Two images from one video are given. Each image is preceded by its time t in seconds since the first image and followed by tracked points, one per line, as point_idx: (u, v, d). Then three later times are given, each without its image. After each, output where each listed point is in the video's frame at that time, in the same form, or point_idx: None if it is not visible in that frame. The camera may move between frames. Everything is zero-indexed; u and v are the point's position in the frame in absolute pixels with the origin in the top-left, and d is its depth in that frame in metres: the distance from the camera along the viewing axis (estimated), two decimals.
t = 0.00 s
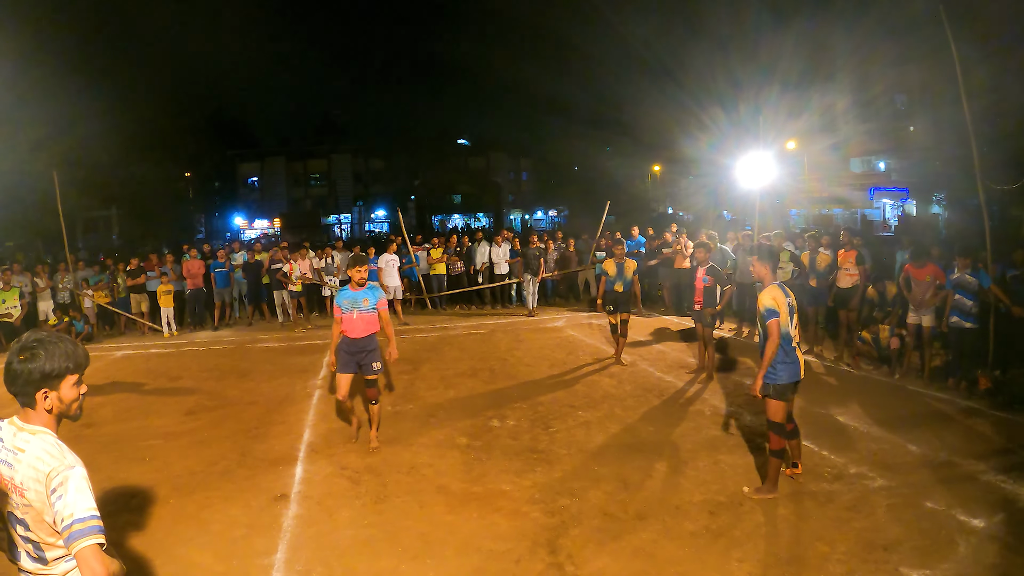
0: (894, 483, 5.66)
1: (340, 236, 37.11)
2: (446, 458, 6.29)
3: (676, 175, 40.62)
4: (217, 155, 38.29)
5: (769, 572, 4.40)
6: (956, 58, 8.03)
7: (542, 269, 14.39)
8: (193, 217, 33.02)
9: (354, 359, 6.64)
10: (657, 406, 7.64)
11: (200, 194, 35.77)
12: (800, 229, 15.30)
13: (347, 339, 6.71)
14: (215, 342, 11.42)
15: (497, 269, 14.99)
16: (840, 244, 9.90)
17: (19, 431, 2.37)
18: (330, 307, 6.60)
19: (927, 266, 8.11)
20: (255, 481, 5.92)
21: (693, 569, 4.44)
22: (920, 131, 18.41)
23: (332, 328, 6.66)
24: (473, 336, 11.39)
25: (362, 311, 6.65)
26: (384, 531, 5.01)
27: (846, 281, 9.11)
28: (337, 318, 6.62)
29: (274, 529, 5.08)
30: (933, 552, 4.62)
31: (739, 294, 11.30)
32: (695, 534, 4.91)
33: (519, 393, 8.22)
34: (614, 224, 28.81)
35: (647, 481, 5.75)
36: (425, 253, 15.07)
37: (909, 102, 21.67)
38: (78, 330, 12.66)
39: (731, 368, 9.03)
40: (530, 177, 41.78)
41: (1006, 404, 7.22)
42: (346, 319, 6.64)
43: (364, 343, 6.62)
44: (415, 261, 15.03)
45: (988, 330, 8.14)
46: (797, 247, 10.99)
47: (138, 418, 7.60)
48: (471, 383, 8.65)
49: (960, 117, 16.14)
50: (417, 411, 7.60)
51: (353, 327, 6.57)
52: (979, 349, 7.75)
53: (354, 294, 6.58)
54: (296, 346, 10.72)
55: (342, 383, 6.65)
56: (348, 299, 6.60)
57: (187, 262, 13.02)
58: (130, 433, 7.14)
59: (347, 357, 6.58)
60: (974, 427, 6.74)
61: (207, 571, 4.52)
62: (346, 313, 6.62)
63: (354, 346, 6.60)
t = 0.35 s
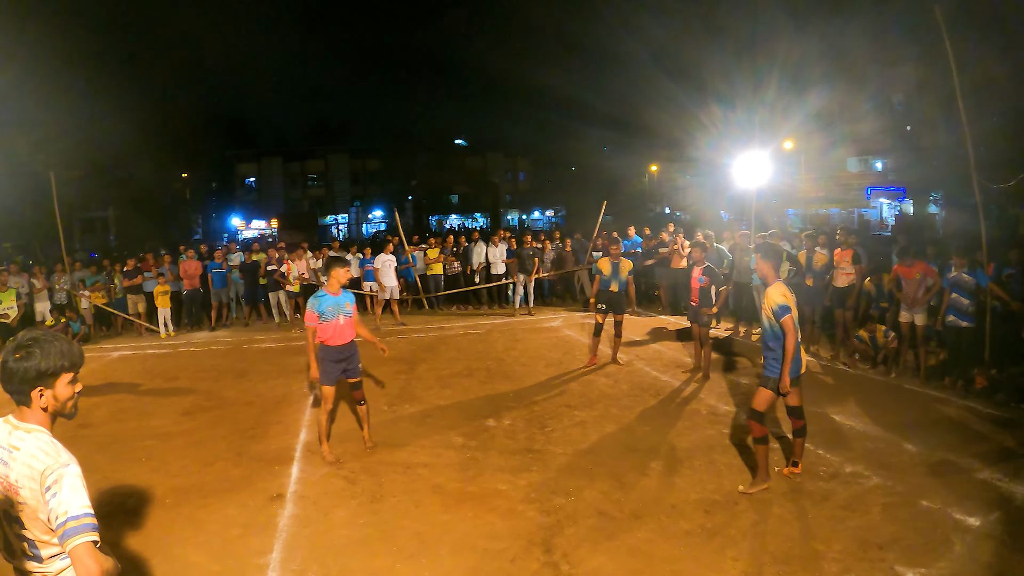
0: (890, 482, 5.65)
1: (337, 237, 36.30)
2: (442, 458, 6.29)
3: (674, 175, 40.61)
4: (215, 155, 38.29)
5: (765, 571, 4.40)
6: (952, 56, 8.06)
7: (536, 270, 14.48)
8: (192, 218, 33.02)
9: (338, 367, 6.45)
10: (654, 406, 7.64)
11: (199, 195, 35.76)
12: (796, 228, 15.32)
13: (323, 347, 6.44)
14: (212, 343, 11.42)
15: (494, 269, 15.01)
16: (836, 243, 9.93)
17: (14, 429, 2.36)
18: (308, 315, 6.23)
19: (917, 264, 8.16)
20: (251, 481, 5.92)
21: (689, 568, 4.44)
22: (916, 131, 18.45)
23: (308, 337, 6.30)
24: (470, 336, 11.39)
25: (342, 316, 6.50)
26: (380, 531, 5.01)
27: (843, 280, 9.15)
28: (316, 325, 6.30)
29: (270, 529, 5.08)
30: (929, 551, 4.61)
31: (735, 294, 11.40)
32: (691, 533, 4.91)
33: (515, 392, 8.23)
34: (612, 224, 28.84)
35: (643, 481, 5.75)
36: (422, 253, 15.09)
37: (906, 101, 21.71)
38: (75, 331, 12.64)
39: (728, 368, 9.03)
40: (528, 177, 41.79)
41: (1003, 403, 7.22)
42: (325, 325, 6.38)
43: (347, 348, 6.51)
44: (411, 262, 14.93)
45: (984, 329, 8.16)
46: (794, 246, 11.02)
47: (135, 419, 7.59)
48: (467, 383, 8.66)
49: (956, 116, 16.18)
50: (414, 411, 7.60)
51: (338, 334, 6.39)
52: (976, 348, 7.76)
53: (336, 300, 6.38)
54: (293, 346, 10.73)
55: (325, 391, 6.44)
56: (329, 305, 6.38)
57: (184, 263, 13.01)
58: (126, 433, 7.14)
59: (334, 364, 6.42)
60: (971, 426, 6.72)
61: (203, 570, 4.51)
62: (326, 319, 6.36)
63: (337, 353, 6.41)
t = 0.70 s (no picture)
0: (889, 482, 5.65)
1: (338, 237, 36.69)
2: (441, 458, 6.30)
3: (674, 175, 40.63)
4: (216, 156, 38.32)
5: (763, 572, 4.39)
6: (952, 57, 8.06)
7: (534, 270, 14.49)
8: (192, 218, 33.05)
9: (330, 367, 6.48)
10: (654, 406, 7.65)
11: (199, 196, 35.80)
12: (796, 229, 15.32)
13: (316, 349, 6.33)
14: (212, 343, 11.43)
15: (493, 270, 15.00)
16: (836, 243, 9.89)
17: (11, 429, 2.36)
18: (321, 316, 6.12)
19: (914, 265, 8.16)
20: (251, 482, 5.92)
21: (688, 568, 4.45)
22: (916, 132, 18.48)
23: (315, 339, 6.15)
24: (470, 336, 11.42)
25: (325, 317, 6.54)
26: (379, 531, 5.01)
27: (842, 281, 9.10)
28: (321, 327, 6.23)
29: (269, 529, 5.08)
30: (928, 551, 4.61)
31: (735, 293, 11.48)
32: (691, 533, 4.91)
33: (515, 393, 8.23)
34: (613, 225, 28.85)
35: (643, 481, 5.75)
36: (422, 254, 15.11)
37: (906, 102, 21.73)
38: (75, 332, 12.65)
39: (727, 368, 9.04)
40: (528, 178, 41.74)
41: (1003, 403, 7.21)
42: (323, 327, 6.33)
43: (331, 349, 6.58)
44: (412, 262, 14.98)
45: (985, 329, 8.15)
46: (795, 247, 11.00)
47: (134, 419, 7.60)
48: (467, 383, 8.67)
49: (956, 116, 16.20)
50: (413, 411, 7.61)
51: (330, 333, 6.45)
52: (975, 348, 7.76)
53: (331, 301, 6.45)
54: (293, 346, 10.73)
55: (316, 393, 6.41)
56: (325, 307, 6.37)
57: (184, 263, 13.01)
58: (125, 434, 7.14)
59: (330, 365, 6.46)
60: (971, 426, 6.72)
61: (202, 570, 4.53)
62: (324, 320, 6.34)
63: (329, 353, 6.45)
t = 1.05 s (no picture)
0: (892, 483, 5.65)
1: (341, 238, 35.99)
2: (444, 458, 6.31)
3: (677, 175, 40.67)
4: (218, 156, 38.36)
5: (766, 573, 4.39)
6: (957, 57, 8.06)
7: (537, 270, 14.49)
8: (195, 218, 33.09)
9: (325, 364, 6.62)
10: (657, 406, 7.67)
11: (201, 196, 35.83)
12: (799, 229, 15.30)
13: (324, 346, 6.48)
14: (216, 343, 11.44)
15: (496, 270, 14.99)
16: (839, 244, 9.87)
17: (14, 429, 2.37)
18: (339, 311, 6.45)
19: (916, 265, 8.11)
20: (254, 482, 5.93)
21: (691, 568, 4.45)
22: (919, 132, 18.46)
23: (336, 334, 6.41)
24: (473, 336, 11.45)
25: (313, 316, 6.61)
26: (382, 531, 5.02)
27: (845, 282, 9.04)
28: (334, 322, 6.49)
29: (272, 529, 5.08)
30: (931, 552, 4.61)
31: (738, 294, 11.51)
32: (694, 534, 4.91)
33: (517, 393, 8.24)
34: (615, 225, 28.84)
35: (646, 482, 5.75)
36: (425, 254, 15.12)
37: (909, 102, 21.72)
38: (78, 332, 12.67)
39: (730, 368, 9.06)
40: (530, 178, 41.74)
41: (1006, 404, 7.21)
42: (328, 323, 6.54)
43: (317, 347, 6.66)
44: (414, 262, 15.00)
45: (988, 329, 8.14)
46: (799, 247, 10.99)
47: (136, 419, 7.62)
48: (469, 384, 8.68)
49: (959, 118, 16.19)
50: (416, 412, 7.62)
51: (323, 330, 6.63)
52: (978, 349, 7.75)
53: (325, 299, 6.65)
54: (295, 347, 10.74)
55: (319, 392, 6.47)
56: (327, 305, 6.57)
57: (188, 263, 13.02)
58: (128, 434, 7.14)
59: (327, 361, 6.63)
60: (974, 427, 6.72)
61: (206, 569, 4.54)
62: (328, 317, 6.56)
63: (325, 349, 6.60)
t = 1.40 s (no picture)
0: (895, 483, 5.65)
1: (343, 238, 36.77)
2: (445, 458, 6.31)
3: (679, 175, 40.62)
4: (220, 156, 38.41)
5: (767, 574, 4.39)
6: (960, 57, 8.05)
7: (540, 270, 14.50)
8: (197, 217, 33.14)
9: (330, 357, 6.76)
10: (660, 406, 7.68)
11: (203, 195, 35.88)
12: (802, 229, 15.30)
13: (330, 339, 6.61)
14: (218, 342, 11.45)
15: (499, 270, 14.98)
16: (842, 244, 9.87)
17: (14, 427, 2.38)
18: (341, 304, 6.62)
19: (920, 266, 8.08)
20: (255, 481, 5.93)
21: (692, 569, 4.45)
22: (922, 132, 18.44)
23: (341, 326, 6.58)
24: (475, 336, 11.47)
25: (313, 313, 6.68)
26: (383, 530, 5.02)
27: (848, 282, 9.09)
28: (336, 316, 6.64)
29: (273, 529, 5.09)
30: (933, 552, 4.61)
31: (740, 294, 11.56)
32: (695, 534, 4.91)
33: (519, 393, 8.24)
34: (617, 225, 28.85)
35: (647, 482, 5.75)
36: (427, 254, 15.14)
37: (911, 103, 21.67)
38: (80, 331, 12.69)
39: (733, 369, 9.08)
40: (533, 178, 41.73)
41: (1008, 404, 7.21)
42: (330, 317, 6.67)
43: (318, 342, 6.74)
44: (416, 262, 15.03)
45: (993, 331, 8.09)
46: (802, 248, 11.02)
47: (138, 418, 7.63)
48: (472, 383, 8.69)
49: (961, 118, 16.14)
50: (417, 411, 7.62)
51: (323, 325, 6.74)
52: (980, 350, 7.75)
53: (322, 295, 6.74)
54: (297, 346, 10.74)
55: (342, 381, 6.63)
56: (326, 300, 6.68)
57: (190, 263, 13.03)
58: (130, 433, 7.16)
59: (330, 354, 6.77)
60: (976, 428, 6.72)
61: (207, 568, 4.55)
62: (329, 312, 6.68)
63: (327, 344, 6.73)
